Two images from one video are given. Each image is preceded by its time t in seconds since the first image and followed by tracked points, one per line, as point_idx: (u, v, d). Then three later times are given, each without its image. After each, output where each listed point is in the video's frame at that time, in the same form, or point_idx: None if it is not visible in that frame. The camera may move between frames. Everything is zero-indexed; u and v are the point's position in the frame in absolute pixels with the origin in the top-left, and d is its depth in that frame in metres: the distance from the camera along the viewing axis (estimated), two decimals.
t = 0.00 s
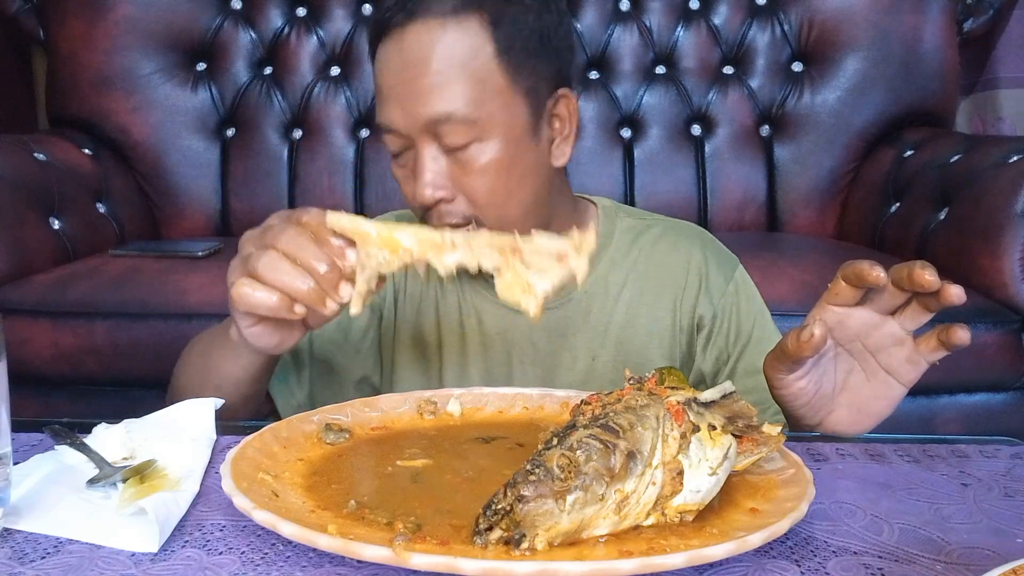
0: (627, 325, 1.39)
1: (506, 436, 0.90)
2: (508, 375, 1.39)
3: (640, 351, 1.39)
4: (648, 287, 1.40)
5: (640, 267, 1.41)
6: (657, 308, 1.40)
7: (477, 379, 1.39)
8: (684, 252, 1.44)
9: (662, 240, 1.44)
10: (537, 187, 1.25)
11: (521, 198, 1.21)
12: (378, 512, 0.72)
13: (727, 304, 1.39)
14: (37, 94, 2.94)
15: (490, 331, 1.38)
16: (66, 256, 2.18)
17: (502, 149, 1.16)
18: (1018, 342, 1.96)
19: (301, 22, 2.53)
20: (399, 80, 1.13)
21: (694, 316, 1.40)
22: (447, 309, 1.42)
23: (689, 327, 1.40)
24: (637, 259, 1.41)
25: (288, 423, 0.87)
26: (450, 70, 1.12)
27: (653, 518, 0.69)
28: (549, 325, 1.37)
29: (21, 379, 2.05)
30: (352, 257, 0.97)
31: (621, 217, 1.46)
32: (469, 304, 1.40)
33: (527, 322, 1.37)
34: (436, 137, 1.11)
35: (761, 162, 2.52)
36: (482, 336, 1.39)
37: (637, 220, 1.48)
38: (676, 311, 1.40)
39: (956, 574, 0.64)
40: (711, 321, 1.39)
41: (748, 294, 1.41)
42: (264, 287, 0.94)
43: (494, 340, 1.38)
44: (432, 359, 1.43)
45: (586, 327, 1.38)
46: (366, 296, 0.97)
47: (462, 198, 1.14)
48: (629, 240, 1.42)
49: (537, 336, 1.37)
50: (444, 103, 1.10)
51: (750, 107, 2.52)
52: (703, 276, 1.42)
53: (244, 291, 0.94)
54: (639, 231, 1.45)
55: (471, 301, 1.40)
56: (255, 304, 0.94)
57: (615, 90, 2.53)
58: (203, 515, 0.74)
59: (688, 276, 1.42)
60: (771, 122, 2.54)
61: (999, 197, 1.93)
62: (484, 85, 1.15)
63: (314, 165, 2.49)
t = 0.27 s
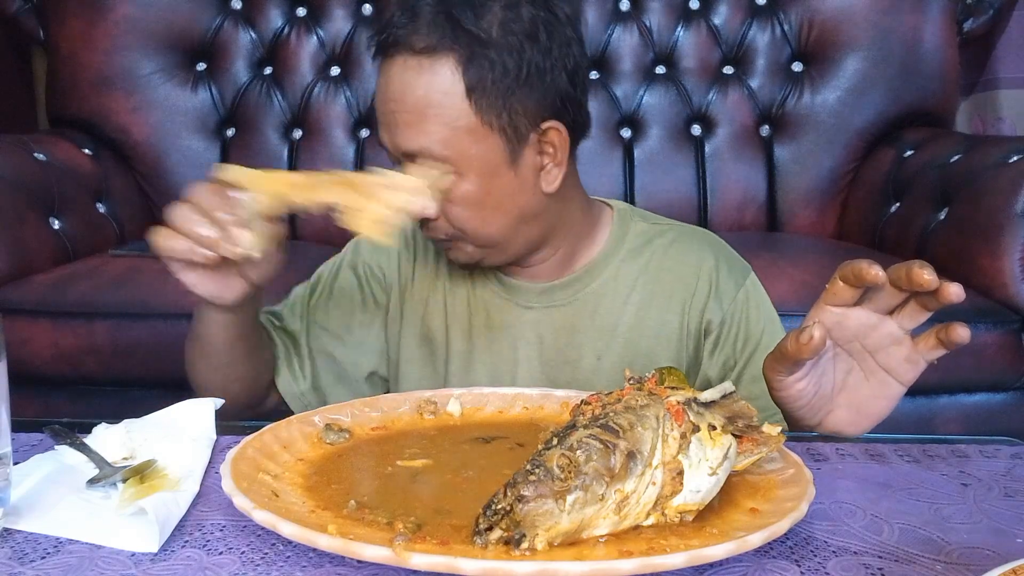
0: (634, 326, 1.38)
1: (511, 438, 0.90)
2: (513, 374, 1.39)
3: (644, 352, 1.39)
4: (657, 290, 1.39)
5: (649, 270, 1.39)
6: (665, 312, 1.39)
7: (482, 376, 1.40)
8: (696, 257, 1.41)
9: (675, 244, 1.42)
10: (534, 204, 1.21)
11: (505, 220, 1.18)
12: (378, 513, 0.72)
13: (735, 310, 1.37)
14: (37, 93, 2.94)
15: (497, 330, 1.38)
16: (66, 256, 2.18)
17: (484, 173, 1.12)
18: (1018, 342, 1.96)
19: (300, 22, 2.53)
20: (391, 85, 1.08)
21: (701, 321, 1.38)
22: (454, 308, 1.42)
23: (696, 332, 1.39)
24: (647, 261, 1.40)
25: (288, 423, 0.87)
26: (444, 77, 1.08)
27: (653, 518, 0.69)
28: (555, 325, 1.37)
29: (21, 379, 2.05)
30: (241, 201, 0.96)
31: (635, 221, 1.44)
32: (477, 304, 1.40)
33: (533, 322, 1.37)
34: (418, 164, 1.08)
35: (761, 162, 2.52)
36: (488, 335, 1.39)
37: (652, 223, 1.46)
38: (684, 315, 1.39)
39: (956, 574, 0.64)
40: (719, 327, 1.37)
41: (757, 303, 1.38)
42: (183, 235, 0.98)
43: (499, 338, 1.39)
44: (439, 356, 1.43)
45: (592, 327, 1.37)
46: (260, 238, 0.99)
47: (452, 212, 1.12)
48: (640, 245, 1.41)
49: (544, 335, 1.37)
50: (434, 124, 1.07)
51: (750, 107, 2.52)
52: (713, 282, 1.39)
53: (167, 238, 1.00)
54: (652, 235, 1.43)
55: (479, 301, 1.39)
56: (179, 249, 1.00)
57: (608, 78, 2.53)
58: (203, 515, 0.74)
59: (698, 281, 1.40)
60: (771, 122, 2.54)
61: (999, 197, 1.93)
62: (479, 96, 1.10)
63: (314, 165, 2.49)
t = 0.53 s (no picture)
0: (629, 326, 1.37)
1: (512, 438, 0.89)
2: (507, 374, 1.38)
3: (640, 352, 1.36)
4: (652, 289, 1.37)
5: (644, 270, 1.37)
6: (660, 313, 1.36)
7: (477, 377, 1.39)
8: (690, 256, 1.39)
9: (670, 244, 1.40)
10: (531, 203, 1.20)
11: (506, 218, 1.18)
12: (378, 513, 0.72)
13: (732, 310, 1.34)
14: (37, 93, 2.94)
15: (490, 329, 1.37)
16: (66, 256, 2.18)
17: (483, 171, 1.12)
18: (1018, 342, 1.96)
19: (301, 22, 2.53)
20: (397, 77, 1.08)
21: (697, 321, 1.35)
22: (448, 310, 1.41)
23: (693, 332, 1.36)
24: (642, 261, 1.38)
25: (288, 423, 0.87)
26: (451, 68, 1.08)
27: (653, 518, 0.69)
28: (550, 325, 1.36)
29: (21, 379, 2.05)
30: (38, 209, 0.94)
31: (631, 222, 1.42)
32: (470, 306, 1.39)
33: (527, 322, 1.36)
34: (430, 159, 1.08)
35: (761, 162, 2.52)
36: (482, 335, 1.38)
37: (649, 224, 1.44)
38: (680, 315, 1.36)
39: (956, 574, 0.64)
40: (715, 327, 1.34)
41: (754, 303, 1.35)
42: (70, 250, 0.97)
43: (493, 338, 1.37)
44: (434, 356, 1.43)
45: (587, 326, 1.36)
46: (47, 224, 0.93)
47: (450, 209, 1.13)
48: (634, 245, 1.39)
49: (539, 335, 1.36)
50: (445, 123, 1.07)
51: (750, 107, 2.52)
52: (708, 281, 1.36)
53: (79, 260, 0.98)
54: (647, 235, 1.41)
55: (472, 301, 1.39)
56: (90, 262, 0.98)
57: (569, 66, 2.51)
58: (203, 515, 0.74)
59: (693, 281, 1.37)
60: (772, 122, 2.54)
61: (999, 197, 1.93)
62: (485, 91, 1.10)
63: (314, 165, 2.49)
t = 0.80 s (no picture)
0: (613, 325, 1.35)
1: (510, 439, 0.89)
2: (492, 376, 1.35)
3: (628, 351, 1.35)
4: (636, 286, 1.36)
5: (626, 268, 1.36)
6: (645, 310, 1.35)
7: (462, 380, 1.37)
8: (672, 251, 1.38)
9: (651, 240, 1.39)
10: (514, 202, 1.20)
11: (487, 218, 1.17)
12: (378, 513, 0.72)
13: (716, 302, 1.34)
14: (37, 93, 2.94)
15: (472, 331, 1.35)
16: (66, 256, 2.18)
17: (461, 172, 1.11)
18: (1018, 342, 1.96)
19: (300, 22, 2.53)
20: (374, 77, 1.07)
21: (682, 317, 1.34)
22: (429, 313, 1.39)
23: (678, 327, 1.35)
24: (624, 257, 1.36)
25: (288, 423, 0.87)
26: (430, 67, 1.08)
27: (653, 518, 0.69)
28: (534, 326, 1.33)
29: (21, 379, 2.05)
30: None
31: (610, 218, 1.41)
32: (452, 308, 1.37)
33: (510, 323, 1.33)
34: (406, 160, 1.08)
35: (761, 162, 2.52)
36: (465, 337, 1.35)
37: (628, 220, 1.43)
38: (664, 310, 1.35)
39: (956, 574, 0.64)
40: (700, 321, 1.33)
41: (739, 294, 1.35)
42: None
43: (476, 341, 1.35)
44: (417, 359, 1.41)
45: (572, 327, 1.34)
46: None
47: (429, 211, 1.12)
48: (614, 244, 1.37)
49: (523, 337, 1.33)
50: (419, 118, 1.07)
51: (750, 107, 2.52)
52: (691, 275, 1.36)
53: None
54: (627, 232, 1.40)
55: (452, 304, 1.36)
56: None
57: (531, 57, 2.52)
58: (203, 515, 0.74)
59: (676, 275, 1.36)
60: (772, 122, 2.54)
61: (999, 197, 1.93)
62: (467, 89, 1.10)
63: (314, 165, 2.49)
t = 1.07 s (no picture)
0: (606, 325, 1.35)
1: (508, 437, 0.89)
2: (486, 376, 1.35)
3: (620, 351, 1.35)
4: (626, 285, 1.36)
5: (616, 268, 1.36)
6: (637, 309, 1.35)
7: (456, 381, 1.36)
8: (661, 250, 1.39)
9: (640, 239, 1.40)
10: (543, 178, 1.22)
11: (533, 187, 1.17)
12: (378, 513, 0.72)
13: (706, 297, 1.34)
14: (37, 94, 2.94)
15: (464, 333, 1.34)
16: (66, 256, 2.18)
17: (515, 134, 1.11)
18: (1018, 342, 1.96)
19: (300, 22, 2.53)
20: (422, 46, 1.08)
21: (674, 314, 1.35)
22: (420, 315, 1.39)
23: (670, 325, 1.35)
24: (614, 257, 1.37)
25: (288, 423, 0.87)
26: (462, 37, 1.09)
27: (654, 518, 0.69)
28: (525, 326, 1.33)
29: (21, 379, 2.05)
30: None
31: (598, 218, 1.41)
32: (443, 309, 1.36)
33: (500, 324, 1.33)
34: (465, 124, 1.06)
35: (761, 162, 2.52)
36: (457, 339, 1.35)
37: (616, 219, 1.43)
38: (656, 308, 1.36)
39: (956, 574, 0.64)
40: (692, 318, 1.34)
41: (728, 288, 1.35)
42: None
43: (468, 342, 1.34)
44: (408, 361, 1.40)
45: (565, 327, 1.34)
46: None
47: (484, 181, 1.09)
48: (604, 243, 1.38)
49: (515, 338, 1.33)
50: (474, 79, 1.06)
51: (750, 108, 2.52)
52: (681, 272, 1.36)
53: None
54: (615, 231, 1.40)
55: (443, 305, 1.36)
56: None
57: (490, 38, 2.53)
58: (204, 515, 0.74)
59: (665, 273, 1.37)
60: (772, 122, 2.54)
61: (999, 197, 1.93)
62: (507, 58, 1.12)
63: (314, 165, 2.50)
